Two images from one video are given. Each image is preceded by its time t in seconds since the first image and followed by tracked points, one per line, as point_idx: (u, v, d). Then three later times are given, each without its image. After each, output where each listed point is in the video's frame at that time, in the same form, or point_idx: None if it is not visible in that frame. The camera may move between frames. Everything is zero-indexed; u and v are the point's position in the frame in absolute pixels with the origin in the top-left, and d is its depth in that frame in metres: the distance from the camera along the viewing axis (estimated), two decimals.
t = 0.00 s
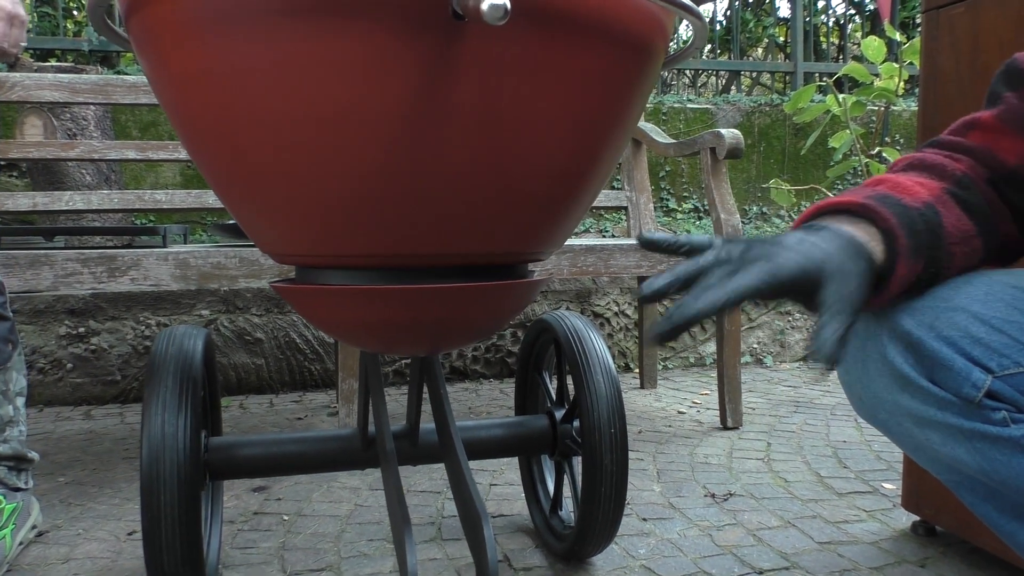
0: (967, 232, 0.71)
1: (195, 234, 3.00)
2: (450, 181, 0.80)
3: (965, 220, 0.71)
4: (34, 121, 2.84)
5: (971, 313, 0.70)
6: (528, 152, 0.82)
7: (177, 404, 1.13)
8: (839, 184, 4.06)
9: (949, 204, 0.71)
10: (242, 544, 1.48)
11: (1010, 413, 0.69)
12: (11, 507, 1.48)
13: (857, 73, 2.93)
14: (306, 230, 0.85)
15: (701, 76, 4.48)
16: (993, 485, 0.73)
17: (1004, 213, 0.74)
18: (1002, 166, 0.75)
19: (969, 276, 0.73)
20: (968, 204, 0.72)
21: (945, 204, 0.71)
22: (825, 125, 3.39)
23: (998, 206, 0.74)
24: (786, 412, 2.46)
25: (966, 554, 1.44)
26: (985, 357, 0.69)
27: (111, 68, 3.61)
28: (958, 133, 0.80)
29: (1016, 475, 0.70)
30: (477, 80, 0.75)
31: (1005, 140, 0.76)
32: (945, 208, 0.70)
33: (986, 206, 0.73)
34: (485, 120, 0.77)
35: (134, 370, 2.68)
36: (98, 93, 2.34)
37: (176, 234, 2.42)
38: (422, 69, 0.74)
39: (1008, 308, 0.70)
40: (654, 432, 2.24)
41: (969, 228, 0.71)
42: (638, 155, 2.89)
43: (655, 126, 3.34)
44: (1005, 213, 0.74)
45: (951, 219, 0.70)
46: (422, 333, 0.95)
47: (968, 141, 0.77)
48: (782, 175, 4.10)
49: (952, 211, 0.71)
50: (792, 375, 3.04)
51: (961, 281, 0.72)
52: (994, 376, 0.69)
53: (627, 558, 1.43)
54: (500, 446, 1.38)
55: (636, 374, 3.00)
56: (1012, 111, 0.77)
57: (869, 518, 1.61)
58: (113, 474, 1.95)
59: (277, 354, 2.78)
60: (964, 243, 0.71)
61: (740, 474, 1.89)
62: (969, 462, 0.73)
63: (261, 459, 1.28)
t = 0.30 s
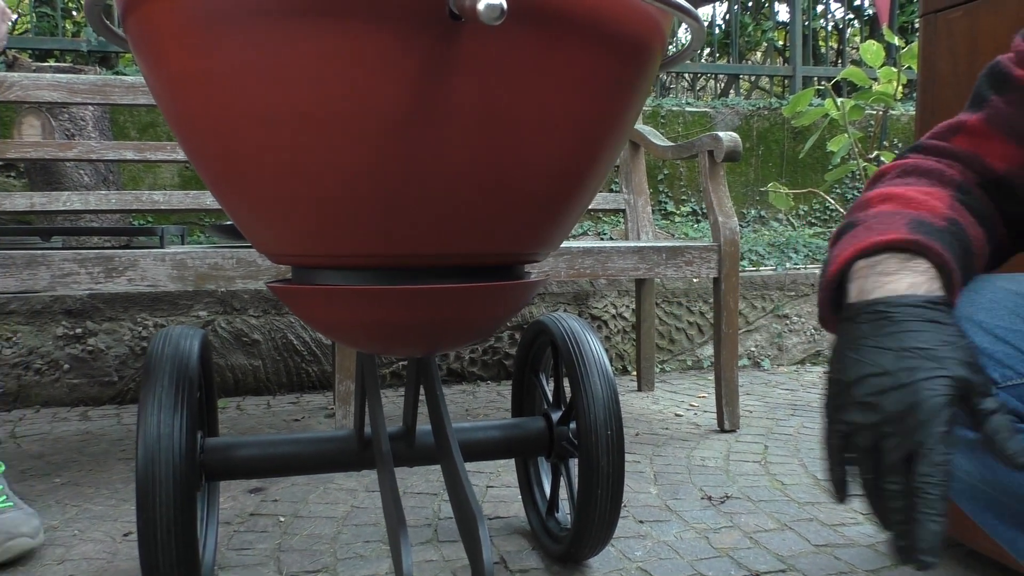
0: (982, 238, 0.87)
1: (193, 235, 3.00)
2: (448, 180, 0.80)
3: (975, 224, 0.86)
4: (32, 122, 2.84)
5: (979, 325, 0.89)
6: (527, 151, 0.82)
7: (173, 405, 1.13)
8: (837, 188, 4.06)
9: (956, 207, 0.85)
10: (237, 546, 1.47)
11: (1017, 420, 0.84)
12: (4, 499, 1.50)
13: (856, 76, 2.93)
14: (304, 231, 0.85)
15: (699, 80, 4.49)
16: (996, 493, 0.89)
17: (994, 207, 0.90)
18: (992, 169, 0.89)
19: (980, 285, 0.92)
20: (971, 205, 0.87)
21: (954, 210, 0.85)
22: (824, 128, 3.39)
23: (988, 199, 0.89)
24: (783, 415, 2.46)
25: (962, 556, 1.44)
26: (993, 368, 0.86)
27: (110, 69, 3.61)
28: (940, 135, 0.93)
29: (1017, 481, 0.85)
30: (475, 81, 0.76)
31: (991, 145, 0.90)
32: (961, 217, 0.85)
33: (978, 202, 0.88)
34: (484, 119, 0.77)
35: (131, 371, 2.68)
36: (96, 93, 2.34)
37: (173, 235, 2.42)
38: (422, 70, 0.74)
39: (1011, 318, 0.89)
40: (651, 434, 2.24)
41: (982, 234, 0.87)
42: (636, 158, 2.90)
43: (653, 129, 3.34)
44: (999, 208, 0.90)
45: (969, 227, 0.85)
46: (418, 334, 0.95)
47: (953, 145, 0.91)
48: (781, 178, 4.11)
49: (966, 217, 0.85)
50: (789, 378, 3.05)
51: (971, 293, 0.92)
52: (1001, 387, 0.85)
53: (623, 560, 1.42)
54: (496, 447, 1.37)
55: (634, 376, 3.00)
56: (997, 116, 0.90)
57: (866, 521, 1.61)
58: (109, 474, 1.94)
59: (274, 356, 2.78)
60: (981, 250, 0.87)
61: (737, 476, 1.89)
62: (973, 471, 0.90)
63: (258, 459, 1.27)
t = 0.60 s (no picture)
0: (978, 233, 0.94)
1: (190, 237, 3.00)
2: (448, 180, 0.80)
3: (969, 218, 0.93)
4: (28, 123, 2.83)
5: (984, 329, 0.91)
6: (527, 151, 0.82)
7: (169, 406, 1.13)
8: (834, 190, 4.07)
9: (950, 203, 0.93)
10: (234, 547, 1.47)
11: None
12: (5, 502, 1.52)
13: (853, 79, 2.93)
14: (303, 232, 0.85)
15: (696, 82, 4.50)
16: (1000, 497, 0.92)
17: (992, 207, 0.96)
18: (988, 172, 0.96)
19: (981, 286, 0.93)
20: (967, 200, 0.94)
21: (944, 203, 0.93)
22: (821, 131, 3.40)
23: (984, 199, 0.96)
24: (780, 417, 2.47)
25: (959, 558, 1.44)
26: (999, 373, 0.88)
27: (107, 70, 3.60)
28: (938, 144, 1.01)
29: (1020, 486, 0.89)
30: (475, 81, 0.76)
31: (986, 151, 0.97)
32: (953, 210, 0.92)
33: (974, 199, 0.95)
34: (484, 119, 0.77)
35: (127, 373, 2.67)
36: (92, 94, 2.34)
37: (170, 236, 2.42)
38: (421, 70, 0.74)
39: (1016, 319, 0.90)
40: (648, 436, 2.24)
41: (977, 228, 0.94)
42: (632, 159, 2.90)
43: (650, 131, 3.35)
44: (995, 208, 0.97)
45: (961, 219, 0.92)
46: (418, 335, 0.95)
47: (949, 152, 0.99)
48: (777, 181, 4.11)
49: (958, 211, 0.93)
50: (786, 380, 3.05)
51: (972, 294, 0.93)
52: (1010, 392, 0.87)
53: (620, 562, 1.42)
54: (493, 449, 1.37)
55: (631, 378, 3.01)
56: (991, 123, 0.97)
57: (862, 522, 1.61)
58: (105, 476, 1.94)
59: (271, 357, 2.78)
60: (977, 244, 0.93)
61: (735, 478, 1.89)
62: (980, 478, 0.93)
63: (254, 461, 1.27)
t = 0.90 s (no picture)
0: (974, 230, 0.94)
1: (188, 237, 3.00)
2: (449, 181, 0.80)
3: (966, 216, 0.93)
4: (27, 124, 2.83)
5: (980, 324, 0.90)
6: (526, 151, 0.82)
7: (168, 406, 1.13)
8: (832, 190, 4.07)
9: (946, 201, 0.93)
10: (233, 547, 1.47)
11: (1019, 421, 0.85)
12: (4, 503, 1.53)
13: (851, 80, 2.94)
14: (302, 232, 0.85)
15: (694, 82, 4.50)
16: (995, 495, 0.91)
17: (989, 205, 0.96)
18: (987, 171, 0.96)
19: (978, 283, 0.93)
20: (963, 199, 0.95)
21: (940, 201, 0.93)
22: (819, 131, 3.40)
23: (981, 197, 0.96)
24: (778, 417, 2.47)
25: (957, 558, 1.45)
26: (995, 368, 0.88)
27: (105, 71, 3.60)
28: (938, 144, 1.01)
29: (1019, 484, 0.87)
30: (475, 81, 0.76)
31: (986, 150, 0.97)
32: (949, 208, 0.92)
33: (971, 198, 0.95)
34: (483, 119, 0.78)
35: (125, 373, 2.67)
36: (90, 95, 2.34)
37: (169, 236, 2.42)
38: (422, 69, 0.74)
39: (1014, 317, 0.90)
40: (646, 436, 2.24)
41: (974, 227, 0.94)
42: (631, 159, 2.90)
43: (649, 131, 3.35)
44: (993, 207, 0.97)
45: (957, 218, 0.92)
46: (416, 335, 0.95)
47: (948, 151, 0.99)
48: (775, 181, 4.12)
49: (955, 210, 0.93)
50: (784, 380, 3.05)
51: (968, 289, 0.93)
52: (1005, 387, 0.87)
53: (619, 562, 1.43)
54: (492, 449, 1.37)
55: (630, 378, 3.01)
56: (990, 122, 0.97)
57: (861, 522, 1.62)
58: (103, 477, 1.94)
59: (270, 357, 2.78)
60: (972, 241, 0.94)
61: (733, 478, 1.89)
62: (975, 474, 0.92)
63: (253, 461, 1.27)
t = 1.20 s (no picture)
0: (972, 228, 0.94)
1: (188, 237, 3.00)
2: (448, 181, 0.81)
3: (962, 214, 0.93)
4: (27, 125, 2.84)
5: (974, 316, 0.88)
6: (525, 151, 0.82)
7: (168, 405, 1.13)
8: (831, 189, 4.07)
9: (943, 199, 0.93)
10: (234, 546, 1.47)
11: (1011, 416, 0.81)
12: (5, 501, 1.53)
13: (850, 79, 2.94)
14: (302, 232, 0.85)
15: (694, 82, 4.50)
16: (994, 489, 0.88)
17: (988, 201, 0.97)
18: (990, 166, 0.96)
19: (975, 278, 0.93)
20: (961, 196, 0.95)
21: (937, 199, 0.93)
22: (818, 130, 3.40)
23: (980, 193, 0.96)
24: (778, 415, 2.47)
25: (955, 554, 1.45)
26: (988, 360, 0.85)
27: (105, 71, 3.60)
28: (943, 137, 1.02)
29: (1015, 478, 0.84)
30: (474, 80, 0.76)
31: (991, 144, 0.97)
32: (946, 205, 0.93)
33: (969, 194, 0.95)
34: (482, 118, 0.78)
35: (126, 373, 2.67)
36: (90, 95, 2.34)
37: (169, 236, 2.42)
38: (419, 68, 0.74)
39: (1010, 311, 0.87)
40: (646, 435, 2.24)
41: (971, 223, 0.94)
42: (631, 158, 2.90)
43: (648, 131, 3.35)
44: (992, 202, 0.97)
45: (953, 216, 0.92)
46: (415, 333, 0.96)
47: (953, 145, 0.99)
48: (775, 180, 4.12)
49: (953, 207, 0.93)
50: (784, 378, 3.06)
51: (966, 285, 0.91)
52: (997, 378, 0.83)
53: (618, 560, 1.43)
54: (492, 448, 1.38)
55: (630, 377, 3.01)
56: (996, 116, 0.97)
57: (860, 520, 1.62)
58: (104, 476, 1.94)
59: (270, 357, 2.78)
60: (970, 238, 0.94)
61: (733, 476, 1.89)
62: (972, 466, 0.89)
63: (253, 460, 1.28)
